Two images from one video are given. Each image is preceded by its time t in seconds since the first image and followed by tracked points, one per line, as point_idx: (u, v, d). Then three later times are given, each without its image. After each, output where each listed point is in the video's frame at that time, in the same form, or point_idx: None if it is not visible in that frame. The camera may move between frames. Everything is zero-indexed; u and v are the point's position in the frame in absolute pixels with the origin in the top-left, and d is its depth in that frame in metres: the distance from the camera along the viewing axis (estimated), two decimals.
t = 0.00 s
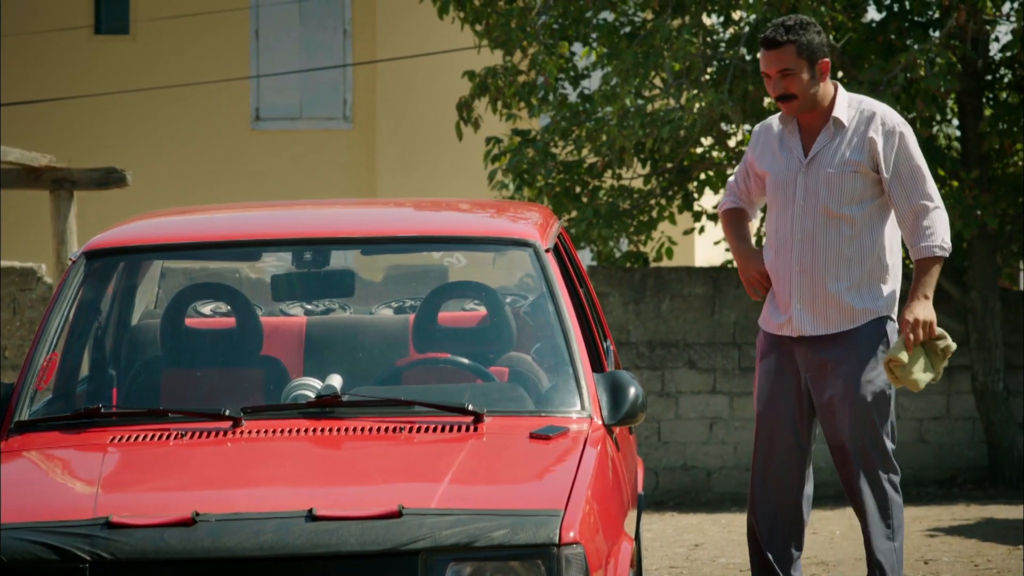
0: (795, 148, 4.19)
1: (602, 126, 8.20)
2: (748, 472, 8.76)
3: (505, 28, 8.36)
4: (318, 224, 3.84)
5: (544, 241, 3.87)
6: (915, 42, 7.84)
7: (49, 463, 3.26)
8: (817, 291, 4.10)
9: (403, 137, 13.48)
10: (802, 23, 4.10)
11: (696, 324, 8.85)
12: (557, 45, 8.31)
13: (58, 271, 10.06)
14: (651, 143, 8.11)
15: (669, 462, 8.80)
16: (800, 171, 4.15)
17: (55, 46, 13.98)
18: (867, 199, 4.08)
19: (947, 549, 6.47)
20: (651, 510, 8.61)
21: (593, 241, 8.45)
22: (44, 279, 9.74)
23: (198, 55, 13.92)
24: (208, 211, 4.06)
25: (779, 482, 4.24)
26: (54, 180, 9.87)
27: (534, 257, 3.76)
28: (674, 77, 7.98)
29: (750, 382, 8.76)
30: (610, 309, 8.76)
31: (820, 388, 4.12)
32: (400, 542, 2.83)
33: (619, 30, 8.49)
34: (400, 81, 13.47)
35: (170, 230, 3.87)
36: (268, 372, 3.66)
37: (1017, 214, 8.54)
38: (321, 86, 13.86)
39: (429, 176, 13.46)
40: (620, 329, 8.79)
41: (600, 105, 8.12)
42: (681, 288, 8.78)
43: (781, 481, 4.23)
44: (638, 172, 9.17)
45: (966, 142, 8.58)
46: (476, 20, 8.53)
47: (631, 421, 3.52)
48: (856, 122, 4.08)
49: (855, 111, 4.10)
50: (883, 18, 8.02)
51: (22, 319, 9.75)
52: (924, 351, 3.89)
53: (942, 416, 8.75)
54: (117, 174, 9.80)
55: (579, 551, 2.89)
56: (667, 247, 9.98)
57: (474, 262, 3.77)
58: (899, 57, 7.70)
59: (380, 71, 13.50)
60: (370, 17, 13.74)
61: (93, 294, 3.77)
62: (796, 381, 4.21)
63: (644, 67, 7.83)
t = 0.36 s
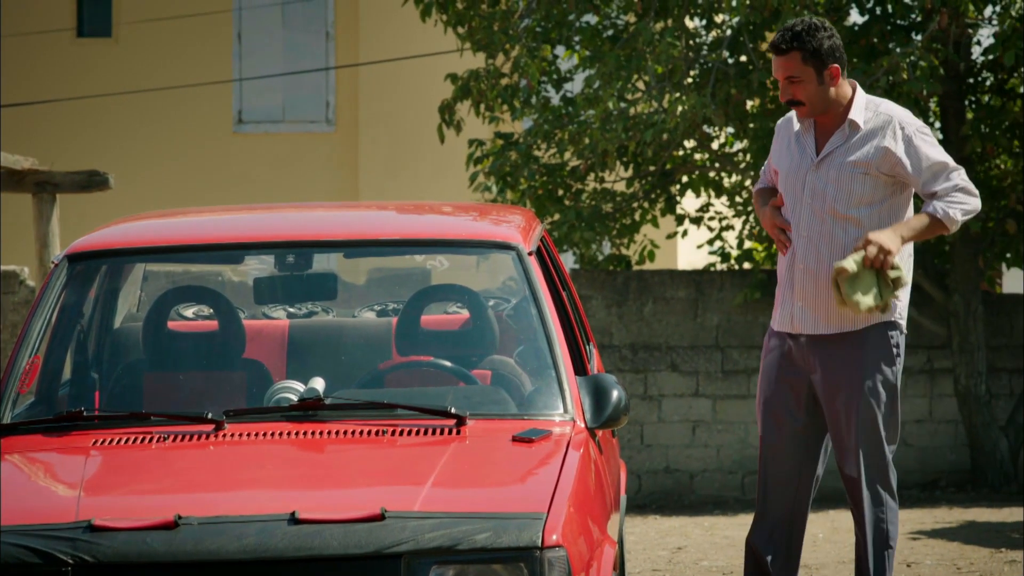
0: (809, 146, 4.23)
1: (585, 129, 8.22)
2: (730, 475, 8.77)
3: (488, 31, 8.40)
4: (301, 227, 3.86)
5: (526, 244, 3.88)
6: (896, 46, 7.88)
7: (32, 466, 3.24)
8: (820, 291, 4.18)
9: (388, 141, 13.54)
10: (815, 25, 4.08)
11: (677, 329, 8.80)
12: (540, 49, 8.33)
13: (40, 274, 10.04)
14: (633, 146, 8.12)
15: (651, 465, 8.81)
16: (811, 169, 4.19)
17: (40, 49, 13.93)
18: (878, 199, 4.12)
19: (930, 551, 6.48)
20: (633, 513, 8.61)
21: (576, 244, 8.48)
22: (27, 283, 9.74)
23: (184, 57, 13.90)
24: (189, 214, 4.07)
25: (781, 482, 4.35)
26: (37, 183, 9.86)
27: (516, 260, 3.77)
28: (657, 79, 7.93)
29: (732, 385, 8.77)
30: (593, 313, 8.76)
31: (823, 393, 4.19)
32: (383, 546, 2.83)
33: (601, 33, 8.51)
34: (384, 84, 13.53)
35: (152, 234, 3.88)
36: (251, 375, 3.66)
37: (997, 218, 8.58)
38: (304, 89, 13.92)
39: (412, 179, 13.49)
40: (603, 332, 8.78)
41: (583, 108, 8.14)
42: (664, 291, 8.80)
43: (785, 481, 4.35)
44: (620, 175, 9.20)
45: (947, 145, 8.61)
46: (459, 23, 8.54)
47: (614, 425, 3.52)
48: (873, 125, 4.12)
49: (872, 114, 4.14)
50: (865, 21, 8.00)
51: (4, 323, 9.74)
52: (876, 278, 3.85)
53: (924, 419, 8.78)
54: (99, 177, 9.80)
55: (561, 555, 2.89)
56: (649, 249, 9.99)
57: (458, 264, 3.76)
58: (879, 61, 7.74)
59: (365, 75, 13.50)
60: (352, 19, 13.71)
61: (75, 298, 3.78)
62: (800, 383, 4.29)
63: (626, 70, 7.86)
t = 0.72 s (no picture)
0: (811, 147, 4.25)
1: (579, 131, 8.22)
2: (724, 477, 8.78)
3: (483, 32, 8.42)
4: (294, 229, 3.85)
5: (521, 246, 3.88)
6: (890, 48, 7.89)
7: (26, 468, 3.24)
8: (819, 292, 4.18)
9: (383, 143, 13.54)
10: (822, 23, 4.12)
11: (671, 331, 8.80)
12: (534, 51, 8.34)
13: (34, 275, 10.04)
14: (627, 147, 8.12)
15: (646, 467, 8.81)
16: (814, 170, 4.21)
17: (36, 51, 13.93)
18: (881, 199, 4.14)
19: (924, 553, 6.48)
20: (628, 515, 8.61)
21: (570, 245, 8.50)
22: (21, 284, 9.74)
23: (179, 59, 13.90)
24: (182, 216, 4.07)
25: (779, 484, 4.35)
26: (31, 184, 9.84)
27: (511, 262, 3.77)
28: (651, 81, 7.95)
29: (726, 387, 8.77)
30: (587, 314, 8.77)
31: (823, 395, 4.20)
32: (377, 548, 2.83)
33: (595, 35, 8.51)
34: (379, 86, 13.53)
35: (146, 236, 3.87)
36: (245, 377, 3.64)
37: (991, 220, 8.60)
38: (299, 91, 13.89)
39: (407, 181, 13.50)
40: (598, 333, 8.80)
41: (577, 110, 8.14)
42: (658, 293, 8.81)
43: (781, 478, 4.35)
44: (614, 177, 9.20)
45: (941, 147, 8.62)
46: (454, 25, 8.54)
47: (608, 426, 3.52)
48: (876, 125, 4.13)
49: (875, 115, 4.15)
50: (858, 24, 8.02)
51: None
52: (865, 263, 4.01)
53: (918, 421, 8.79)
54: (94, 179, 9.80)
55: (556, 556, 2.89)
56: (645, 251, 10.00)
57: (452, 266, 3.78)
58: (873, 63, 7.75)
59: (360, 76, 13.50)
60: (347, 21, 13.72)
61: (70, 299, 3.77)
62: (798, 385, 4.29)
63: (621, 72, 7.87)
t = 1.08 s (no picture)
0: (803, 152, 4.25)
1: (573, 135, 8.23)
2: (719, 480, 8.79)
3: (477, 36, 8.44)
4: (288, 233, 3.86)
5: (515, 249, 3.88)
6: (884, 51, 7.90)
7: (20, 472, 3.23)
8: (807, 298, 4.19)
9: (378, 146, 13.54)
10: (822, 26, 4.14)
11: (665, 334, 8.80)
12: (528, 54, 8.34)
13: (28, 278, 10.03)
14: (621, 150, 8.13)
15: (640, 470, 8.81)
16: (806, 175, 4.22)
17: (30, 54, 13.93)
18: (870, 206, 4.16)
19: (918, 556, 6.49)
20: (622, 518, 8.61)
21: (564, 249, 8.51)
22: (15, 288, 9.73)
23: (173, 62, 13.89)
24: (176, 220, 4.07)
25: (767, 489, 4.35)
26: (24, 188, 9.82)
27: (505, 266, 3.78)
28: (645, 84, 7.98)
29: (721, 390, 8.78)
30: (582, 318, 8.76)
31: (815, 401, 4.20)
32: (371, 551, 2.83)
33: (590, 38, 8.51)
34: (373, 89, 13.52)
35: (140, 239, 3.87)
36: (240, 380, 3.65)
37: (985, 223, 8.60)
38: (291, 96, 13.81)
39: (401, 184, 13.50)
40: (592, 337, 8.79)
41: (571, 114, 8.14)
42: (653, 296, 8.81)
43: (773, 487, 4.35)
44: (609, 180, 9.20)
45: (935, 151, 8.62)
46: (448, 28, 8.55)
47: (603, 429, 3.53)
48: (870, 132, 4.14)
49: (870, 122, 4.15)
50: (852, 27, 8.03)
51: None
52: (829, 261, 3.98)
53: (913, 424, 8.80)
54: (88, 182, 9.78)
55: (550, 560, 2.89)
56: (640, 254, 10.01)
57: (447, 269, 3.80)
58: (867, 67, 7.76)
59: (354, 79, 13.50)
60: (341, 24, 13.72)
61: (64, 302, 3.76)
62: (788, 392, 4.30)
63: (615, 75, 7.89)
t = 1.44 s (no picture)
0: (764, 157, 4.24)
1: (574, 134, 8.23)
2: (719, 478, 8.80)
3: (477, 35, 8.43)
4: (288, 232, 3.86)
5: (515, 248, 3.88)
6: (884, 50, 7.90)
7: (20, 471, 3.23)
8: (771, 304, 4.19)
9: (377, 145, 13.54)
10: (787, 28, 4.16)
11: (665, 333, 8.81)
12: (528, 53, 8.34)
13: (29, 277, 10.03)
14: (621, 150, 8.12)
15: (640, 469, 8.80)
16: (768, 181, 4.21)
17: (29, 53, 13.92)
18: (834, 212, 4.18)
19: (918, 556, 6.49)
20: (623, 517, 8.60)
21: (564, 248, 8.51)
22: (15, 287, 9.72)
23: (173, 61, 13.89)
24: (175, 219, 4.06)
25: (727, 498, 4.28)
26: (25, 187, 9.82)
27: (505, 264, 3.78)
28: (645, 83, 7.98)
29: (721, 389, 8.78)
30: (582, 317, 8.75)
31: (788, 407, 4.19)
32: (371, 550, 2.82)
33: (590, 37, 8.51)
34: (374, 88, 13.52)
35: (139, 238, 3.87)
36: (240, 380, 3.65)
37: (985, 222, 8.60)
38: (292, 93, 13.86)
39: (401, 184, 13.50)
40: (592, 336, 8.78)
41: (571, 113, 8.13)
42: (653, 295, 8.81)
43: (741, 503, 4.28)
44: (608, 179, 9.20)
45: (935, 150, 8.63)
46: (448, 27, 8.54)
47: (603, 428, 3.53)
48: (832, 136, 4.16)
49: (832, 126, 4.17)
50: (853, 25, 8.02)
51: None
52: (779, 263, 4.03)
53: (913, 423, 8.80)
54: (88, 181, 9.77)
55: (550, 558, 2.89)
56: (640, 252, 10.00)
57: (447, 268, 3.81)
58: (867, 66, 7.76)
59: (354, 78, 13.50)
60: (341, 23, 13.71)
61: (65, 301, 3.76)
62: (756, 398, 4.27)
63: (615, 74, 7.89)
